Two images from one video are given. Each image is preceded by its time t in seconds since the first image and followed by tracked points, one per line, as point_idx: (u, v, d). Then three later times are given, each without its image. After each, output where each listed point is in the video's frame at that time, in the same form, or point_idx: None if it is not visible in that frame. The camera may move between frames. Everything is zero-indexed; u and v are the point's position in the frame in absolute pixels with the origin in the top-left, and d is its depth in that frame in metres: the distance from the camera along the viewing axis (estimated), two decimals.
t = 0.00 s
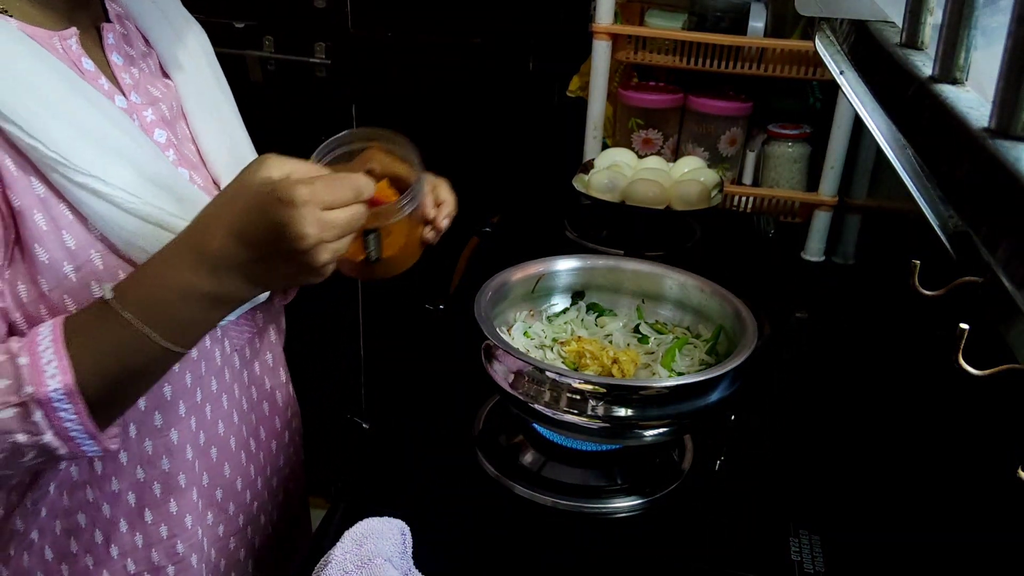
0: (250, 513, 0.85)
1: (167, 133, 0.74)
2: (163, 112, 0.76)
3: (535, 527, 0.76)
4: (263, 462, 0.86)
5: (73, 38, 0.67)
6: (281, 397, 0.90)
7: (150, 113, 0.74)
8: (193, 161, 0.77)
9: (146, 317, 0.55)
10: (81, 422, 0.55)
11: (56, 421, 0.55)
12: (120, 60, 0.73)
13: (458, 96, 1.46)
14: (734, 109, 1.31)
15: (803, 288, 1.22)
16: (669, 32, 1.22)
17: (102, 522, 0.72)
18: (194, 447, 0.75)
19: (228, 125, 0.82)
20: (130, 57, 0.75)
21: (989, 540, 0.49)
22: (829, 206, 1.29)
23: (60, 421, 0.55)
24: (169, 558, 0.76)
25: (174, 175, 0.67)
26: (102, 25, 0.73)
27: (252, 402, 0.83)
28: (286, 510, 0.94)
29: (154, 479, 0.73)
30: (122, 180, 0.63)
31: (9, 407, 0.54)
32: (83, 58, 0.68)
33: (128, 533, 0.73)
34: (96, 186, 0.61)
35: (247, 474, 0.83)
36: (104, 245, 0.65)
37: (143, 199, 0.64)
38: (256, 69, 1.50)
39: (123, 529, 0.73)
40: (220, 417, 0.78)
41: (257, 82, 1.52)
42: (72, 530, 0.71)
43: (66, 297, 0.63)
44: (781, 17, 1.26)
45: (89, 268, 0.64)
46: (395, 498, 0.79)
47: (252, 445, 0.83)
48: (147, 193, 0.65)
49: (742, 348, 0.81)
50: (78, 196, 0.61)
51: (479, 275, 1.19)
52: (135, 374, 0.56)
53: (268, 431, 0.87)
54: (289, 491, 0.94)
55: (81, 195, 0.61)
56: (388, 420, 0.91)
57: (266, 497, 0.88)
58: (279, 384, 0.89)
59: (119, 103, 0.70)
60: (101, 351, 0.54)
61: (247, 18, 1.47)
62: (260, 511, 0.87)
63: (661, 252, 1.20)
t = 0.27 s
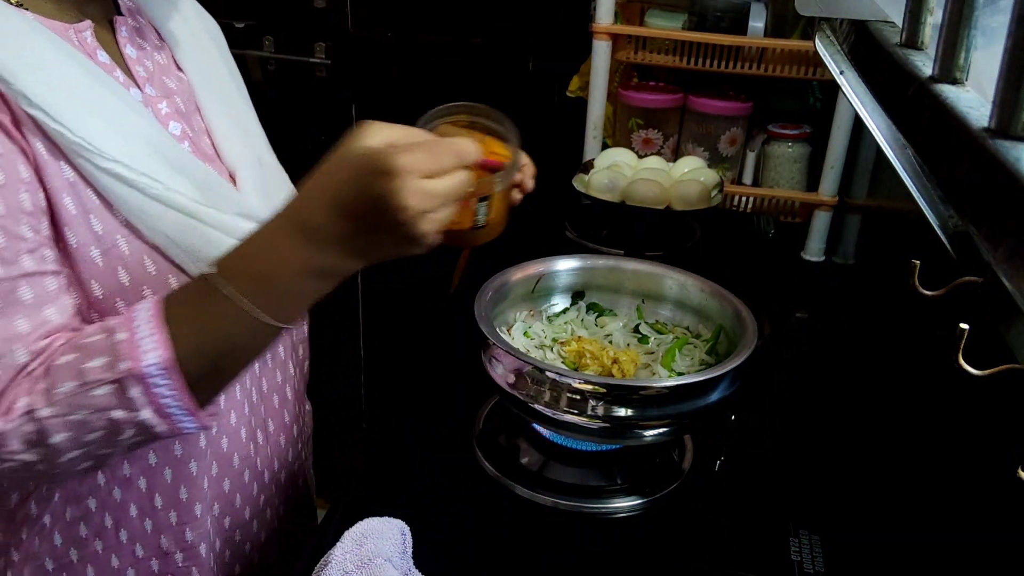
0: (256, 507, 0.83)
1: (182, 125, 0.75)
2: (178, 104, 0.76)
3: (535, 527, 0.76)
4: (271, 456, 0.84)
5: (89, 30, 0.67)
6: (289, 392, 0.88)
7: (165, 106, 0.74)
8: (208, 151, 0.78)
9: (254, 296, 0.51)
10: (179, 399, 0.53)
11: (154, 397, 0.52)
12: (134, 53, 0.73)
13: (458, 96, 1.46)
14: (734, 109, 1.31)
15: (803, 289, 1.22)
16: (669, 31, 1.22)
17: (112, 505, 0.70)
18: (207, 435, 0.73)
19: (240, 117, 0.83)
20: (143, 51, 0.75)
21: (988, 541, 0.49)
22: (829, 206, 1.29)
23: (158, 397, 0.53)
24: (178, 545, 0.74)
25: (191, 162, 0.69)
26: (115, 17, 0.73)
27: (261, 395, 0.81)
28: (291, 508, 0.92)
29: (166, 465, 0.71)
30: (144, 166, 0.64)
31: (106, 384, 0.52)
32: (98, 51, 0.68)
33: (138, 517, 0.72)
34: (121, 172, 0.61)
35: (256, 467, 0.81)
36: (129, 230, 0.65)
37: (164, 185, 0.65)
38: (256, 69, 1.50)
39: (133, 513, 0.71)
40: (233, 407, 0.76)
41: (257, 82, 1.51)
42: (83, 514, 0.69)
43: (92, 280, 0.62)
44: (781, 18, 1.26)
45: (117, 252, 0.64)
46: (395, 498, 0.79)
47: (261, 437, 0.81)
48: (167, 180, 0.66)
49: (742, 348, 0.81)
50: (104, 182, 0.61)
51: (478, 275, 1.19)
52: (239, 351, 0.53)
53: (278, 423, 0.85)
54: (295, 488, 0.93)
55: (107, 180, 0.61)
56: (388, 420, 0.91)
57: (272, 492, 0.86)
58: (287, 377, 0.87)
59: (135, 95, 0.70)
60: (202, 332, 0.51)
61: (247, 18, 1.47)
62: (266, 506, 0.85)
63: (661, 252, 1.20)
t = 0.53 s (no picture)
0: (269, 506, 0.81)
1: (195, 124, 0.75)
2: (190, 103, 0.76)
3: (535, 527, 0.76)
4: (283, 455, 0.84)
5: (106, 30, 0.68)
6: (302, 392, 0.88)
7: (179, 105, 0.74)
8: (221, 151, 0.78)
9: (328, 319, 0.54)
10: (232, 413, 0.54)
11: (208, 406, 0.54)
12: (147, 52, 0.74)
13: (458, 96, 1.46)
14: (734, 109, 1.31)
15: (803, 288, 1.22)
16: (669, 31, 1.22)
17: (126, 500, 0.70)
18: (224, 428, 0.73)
19: (250, 119, 0.83)
20: (155, 51, 0.76)
21: (988, 541, 0.49)
22: (829, 206, 1.29)
23: (213, 408, 0.54)
24: (191, 540, 0.74)
25: (209, 160, 0.68)
26: (128, 17, 0.74)
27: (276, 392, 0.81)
28: (303, 511, 0.91)
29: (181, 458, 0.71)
30: (167, 162, 0.63)
31: (163, 384, 0.53)
32: (114, 51, 0.69)
33: (151, 512, 0.72)
34: (144, 166, 0.61)
35: (269, 464, 0.80)
36: (151, 225, 0.63)
37: (186, 180, 0.64)
38: (255, 68, 1.50)
39: (147, 508, 0.71)
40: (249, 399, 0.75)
41: (257, 82, 1.51)
42: (97, 510, 0.69)
43: (114, 277, 0.60)
44: (781, 17, 1.26)
45: (138, 248, 0.61)
46: (395, 498, 0.79)
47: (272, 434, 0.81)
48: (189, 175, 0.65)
49: (743, 348, 0.81)
50: (127, 177, 0.60)
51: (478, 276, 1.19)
52: (299, 372, 0.55)
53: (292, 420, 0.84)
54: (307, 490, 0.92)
55: (131, 175, 0.60)
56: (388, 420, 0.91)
57: (285, 492, 0.85)
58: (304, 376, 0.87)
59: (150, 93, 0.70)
60: (268, 347, 0.54)
61: (247, 18, 1.47)
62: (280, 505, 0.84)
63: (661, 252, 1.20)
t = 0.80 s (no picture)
0: (277, 504, 0.82)
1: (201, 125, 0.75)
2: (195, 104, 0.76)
3: (535, 527, 0.76)
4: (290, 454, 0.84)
5: (112, 30, 0.68)
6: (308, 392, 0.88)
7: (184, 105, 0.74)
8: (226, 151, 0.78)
9: (369, 317, 0.53)
10: (266, 412, 0.52)
11: (242, 404, 0.52)
12: (152, 54, 0.74)
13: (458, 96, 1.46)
14: (734, 109, 1.31)
15: (803, 288, 1.22)
16: (669, 31, 1.22)
17: (140, 499, 0.70)
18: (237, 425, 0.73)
19: (253, 120, 0.83)
20: (159, 53, 0.76)
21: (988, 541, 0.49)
22: (829, 206, 1.29)
23: (247, 404, 0.52)
24: (202, 538, 0.74)
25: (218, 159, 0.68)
26: (133, 19, 0.74)
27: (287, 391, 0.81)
28: (309, 510, 0.91)
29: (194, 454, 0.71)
30: (179, 160, 0.63)
31: (198, 380, 0.51)
32: (121, 50, 0.68)
33: (163, 511, 0.71)
34: (156, 164, 0.61)
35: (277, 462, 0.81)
36: (163, 224, 0.63)
37: (197, 177, 0.64)
38: (256, 69, 1.51)
39: (158, 506, 0.71)
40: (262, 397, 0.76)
41: (256, 82, 1.52)
42: (109, 509, 0.69)
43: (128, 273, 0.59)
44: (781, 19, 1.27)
45: (150, 247, 0.61)
46: (395, 499, 0.79)
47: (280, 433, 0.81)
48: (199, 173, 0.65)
49: (742, 348, 0.81)
50: (141, 173, 0.60)
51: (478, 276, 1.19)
52: (334, 373, 0.53)
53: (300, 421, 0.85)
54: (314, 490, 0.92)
55: (144, 171, 0.60)
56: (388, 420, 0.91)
57: (292, 490, 0.85)
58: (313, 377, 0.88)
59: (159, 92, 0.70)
60: (307, 346, 0.53)
61: (247, 18, 1.47)
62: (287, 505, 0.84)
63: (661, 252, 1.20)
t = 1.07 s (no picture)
0: (278, 502, 0.82)
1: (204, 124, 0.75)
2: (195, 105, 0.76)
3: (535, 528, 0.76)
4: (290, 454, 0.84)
5: (116, 29, 0.68)
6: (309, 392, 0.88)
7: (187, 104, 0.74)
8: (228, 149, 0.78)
9: (411, 295, 0.55)
10: (311, 388, 0.54)
11: (289, 378, 0.54)
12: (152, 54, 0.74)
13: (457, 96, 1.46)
14: (734, 109, 1.31)
15: (803, 289, 1.22)
16: (669, 31, 1.22)
17: (145, 495, 0.70)
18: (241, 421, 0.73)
19: (253, 119, 0.83)
20: (159, 54, 0.76)
21: (986, 541, 0.49)
22: (829, 206, 1.29)
23: (292, 379, 0.54)
24: (205, 534, 0.74)
25: (225, 155, 0.68)
26: (133, 18, 0.74)
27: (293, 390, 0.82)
28: (307, 510, 0.90)
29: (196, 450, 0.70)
30: (190, 155, 0.63)
31: (246, 355, 0.53)
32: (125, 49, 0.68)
33: (167, 507, 0.71)
34: (168, 158, 0.61)
35: (278, 461, 0.81)
36: (173, 219, 0.63)
37: (205, 172, 0.64)
38: (255, 69, 1.50)
39: (163, 502, 0.71)
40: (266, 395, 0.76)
41: (256, 82, 1.52)
42: (114, 505, 0.69)
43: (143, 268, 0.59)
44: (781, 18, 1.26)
45: (161, 242, 0.61)
46: (395, 499, 0.79)
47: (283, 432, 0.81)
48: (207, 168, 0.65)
49: (742, 348, 0.81)
50: (151, 168, 0.60)
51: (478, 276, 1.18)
52: (377, 351, 0.55)
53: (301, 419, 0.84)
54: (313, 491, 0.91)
55: (155, 166, 0.60)
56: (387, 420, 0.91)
57: (292, 488, 0.85)
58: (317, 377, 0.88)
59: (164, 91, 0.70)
60: (352, 325, 0.55)
61: (247, 18, 1.47)
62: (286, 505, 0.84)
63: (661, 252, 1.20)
